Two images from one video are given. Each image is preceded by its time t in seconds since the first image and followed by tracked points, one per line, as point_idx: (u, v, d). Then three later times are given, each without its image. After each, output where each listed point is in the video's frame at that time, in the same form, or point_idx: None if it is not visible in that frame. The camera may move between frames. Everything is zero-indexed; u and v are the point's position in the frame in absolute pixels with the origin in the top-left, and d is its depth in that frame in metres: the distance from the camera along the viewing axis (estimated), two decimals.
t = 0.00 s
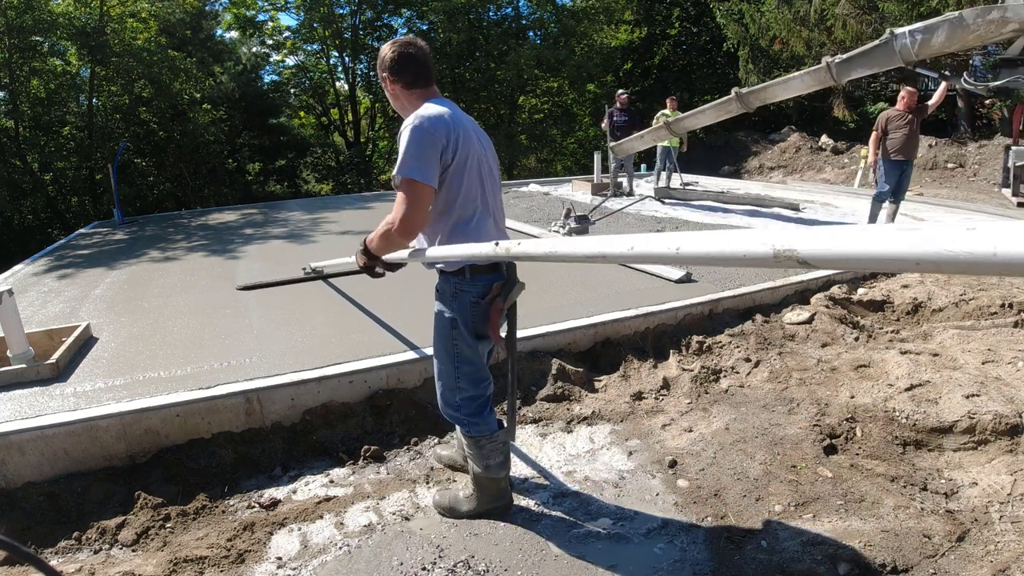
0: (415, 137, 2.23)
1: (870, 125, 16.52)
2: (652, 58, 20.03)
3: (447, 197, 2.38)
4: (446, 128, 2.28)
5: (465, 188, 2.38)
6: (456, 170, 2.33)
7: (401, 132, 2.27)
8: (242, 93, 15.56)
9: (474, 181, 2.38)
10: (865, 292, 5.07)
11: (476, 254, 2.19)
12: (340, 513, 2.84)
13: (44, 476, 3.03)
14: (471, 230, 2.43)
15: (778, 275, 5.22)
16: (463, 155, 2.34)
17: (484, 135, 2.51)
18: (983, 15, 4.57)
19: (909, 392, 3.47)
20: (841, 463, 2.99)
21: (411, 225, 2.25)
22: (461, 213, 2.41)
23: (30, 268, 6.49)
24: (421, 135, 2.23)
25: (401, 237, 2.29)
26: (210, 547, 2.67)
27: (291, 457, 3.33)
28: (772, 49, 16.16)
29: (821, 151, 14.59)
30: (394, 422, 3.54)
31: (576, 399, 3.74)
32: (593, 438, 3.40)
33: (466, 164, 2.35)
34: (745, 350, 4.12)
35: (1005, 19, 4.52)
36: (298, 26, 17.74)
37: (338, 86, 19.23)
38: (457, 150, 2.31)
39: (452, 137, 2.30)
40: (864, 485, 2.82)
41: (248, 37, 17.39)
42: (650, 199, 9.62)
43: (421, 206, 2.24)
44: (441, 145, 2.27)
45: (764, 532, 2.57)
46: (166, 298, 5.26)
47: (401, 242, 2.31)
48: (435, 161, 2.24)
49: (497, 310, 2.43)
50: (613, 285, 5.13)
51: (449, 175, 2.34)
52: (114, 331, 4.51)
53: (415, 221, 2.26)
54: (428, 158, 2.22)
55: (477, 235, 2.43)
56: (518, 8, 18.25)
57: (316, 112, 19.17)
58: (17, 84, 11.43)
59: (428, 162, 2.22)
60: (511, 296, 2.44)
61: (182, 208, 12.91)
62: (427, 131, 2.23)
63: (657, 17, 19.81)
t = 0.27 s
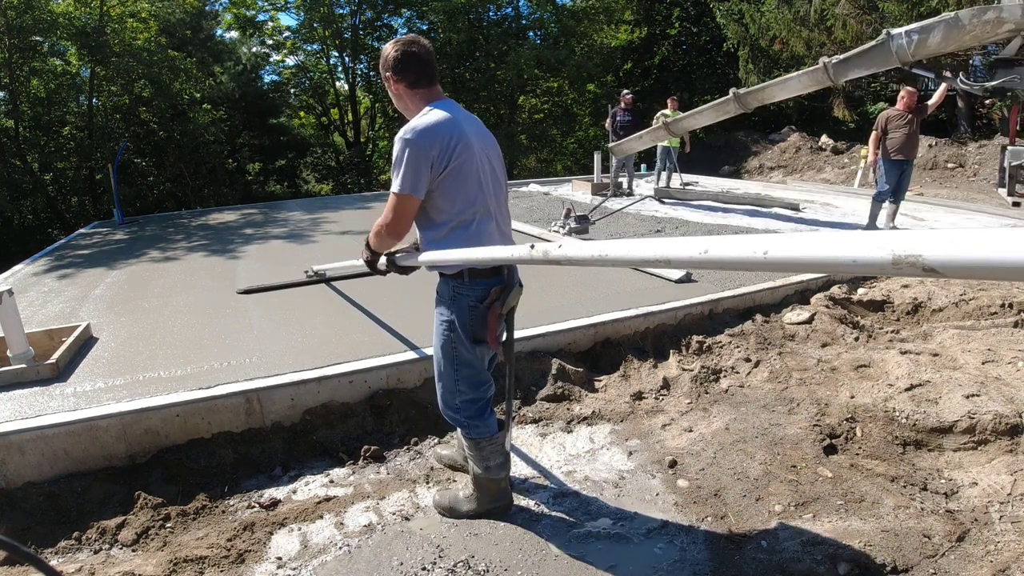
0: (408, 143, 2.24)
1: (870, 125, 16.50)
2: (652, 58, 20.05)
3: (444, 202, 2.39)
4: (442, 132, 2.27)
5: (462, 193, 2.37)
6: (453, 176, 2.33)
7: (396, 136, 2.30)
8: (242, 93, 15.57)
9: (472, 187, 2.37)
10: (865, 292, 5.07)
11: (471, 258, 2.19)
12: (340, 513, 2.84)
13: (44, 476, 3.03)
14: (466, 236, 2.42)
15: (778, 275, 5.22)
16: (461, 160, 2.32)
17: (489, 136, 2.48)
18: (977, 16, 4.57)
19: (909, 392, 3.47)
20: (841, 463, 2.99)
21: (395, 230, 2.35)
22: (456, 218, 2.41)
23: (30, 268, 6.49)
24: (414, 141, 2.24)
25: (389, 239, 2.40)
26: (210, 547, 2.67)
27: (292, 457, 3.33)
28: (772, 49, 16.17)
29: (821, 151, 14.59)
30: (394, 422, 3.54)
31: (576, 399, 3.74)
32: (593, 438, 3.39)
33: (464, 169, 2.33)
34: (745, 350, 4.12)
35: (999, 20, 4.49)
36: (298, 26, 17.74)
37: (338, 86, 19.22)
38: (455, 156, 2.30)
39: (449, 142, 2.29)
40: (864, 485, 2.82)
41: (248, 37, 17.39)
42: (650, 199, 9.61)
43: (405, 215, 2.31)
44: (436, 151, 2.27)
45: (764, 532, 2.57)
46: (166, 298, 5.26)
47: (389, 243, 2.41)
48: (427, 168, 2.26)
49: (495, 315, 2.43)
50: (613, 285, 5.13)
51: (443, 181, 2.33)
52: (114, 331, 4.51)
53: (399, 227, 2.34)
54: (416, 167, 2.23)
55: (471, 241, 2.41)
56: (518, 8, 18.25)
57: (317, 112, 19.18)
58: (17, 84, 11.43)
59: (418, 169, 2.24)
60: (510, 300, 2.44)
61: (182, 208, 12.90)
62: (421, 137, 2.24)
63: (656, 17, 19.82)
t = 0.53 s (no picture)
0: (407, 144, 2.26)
1: (870, 125, 16.48)
2: (652, 58, 20.05)
3: (444, 203, 2.39)
4: (441, 133, 2.27)
5: (461, 194, 2.37)
6: (451, 177, 2.33)
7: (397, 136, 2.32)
8: (242, 93, 15.57)
9: (471, 188, 2.36)
10: (865, 292, 5.07)
11: (472, 259, 2.20)
12: (340, 513, 2.84)
13: (44, 476, 3.03)
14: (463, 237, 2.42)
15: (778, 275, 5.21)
16: (460, 160, 2.32)
17: (493, 136, 2.46)
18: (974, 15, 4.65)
19: (909, 392, 3.47)
20: (841, 463, 2.99)
21: (400, 231, 2.39)
22: (455, 219, 2.41)
23: (30, 268, 6.49)
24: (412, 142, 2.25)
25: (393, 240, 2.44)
26: (210, 547, 2.67)
27: (291, 458, 3.33)
28: (771, 49, 16.18)
29: (821, 151, 14.58)
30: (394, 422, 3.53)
31: (576, 399, 3.73)
32: (593, 437, 3.39)
33: (463, 170, 2.33)
34: (745, 350, 4.12)
35: (996, 20, 4.58)
36: (298, 26, 17.74)
37: (338, 86, 19.22)
38: (453, 157, 2.30)
39: (448, 143, 2.29)
40: (864, 485, 2.82)
41: (248, 37, 17.38)
42: (650, 199, 9.61)
43: (406, 215, 2.34)
44: (434, 152, 2.28)
45: (764, 532, 2.57)
46: (166, 298, 5.26)
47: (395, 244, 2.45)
48: (425, 170, 2.27)
49: (492, 317, 2.42)
50: (613, 285, 5.13)
51: (441, 181, 2.34)
52: (114, 331, 4.50)
53: (402, 227, 2.38)
54: (413, 169, 2.25)
55: (469, 243, 2.42)
56: (518, 8, 18.25)
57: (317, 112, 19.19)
58: (17, 84, 11.43)
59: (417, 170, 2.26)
60: (507, 302, 2.43)
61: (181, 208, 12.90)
62: (419, 138, 2.25)
63: (657, 17, 19.82)
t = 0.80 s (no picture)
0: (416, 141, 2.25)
1: (870, 125, 16.47)
2: (652, 58, 20.06)
3: (450, 202, 2.39)
4: (448, 130, 2.27)
5: (468, 191, 2.36)
6: (458, 175, 2.32)
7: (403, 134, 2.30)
8: (242, 93, 15.58)
9: (478, 186, 2.36)
10: (865, 292, 5.07)
11: (482, 263, 2.20)
12: (340, 513, 2.84)
13: (44, 476, 3.03)
14: (471, 235, 2.42)
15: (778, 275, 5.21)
16: (467, 158, 2.32)
17: (494, 135, 2.47)
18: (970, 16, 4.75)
19: (909, 392, 3.47)
20: (841, 463, 2.99)
21: (416, 233, 2.34)
22: (461, 218, 2.41)
23: (30, 268, 6.49)
24: (421, 140, 2.24)
25: (407, 244, 2.39)
26: (210, 547, 2.67)
27: (291, 458, 3.33)
28: (772, 49, 16.18)
29: (821, 151, 14.57)
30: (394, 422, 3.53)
31: (576, 399, 3.73)
32: (593, 437, 3.39)
33: (469, 168, 2.33)
34: (745, 350, 4.12)
35: (992, 20, 4.70)
36: (298, 26, 17.74)
37: (338, 86, 19.22)
38: (460, 154, 2.30)
39: (454, 140, 2.29)
40: (864, 485, 2.82)
41: (248, 37, 17.38)
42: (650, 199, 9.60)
43: (421, 214, 2.31)
44: (442, 149, 2.27)
45: (764, 532, 2.57)
46: (166, 298, 5.26)
47: (409, 248, 2.40)
48: (435, 166, 2.26)
49: (498, 317, 2.42)
50: (613, 285, 5.13)
51: (449, 179, 2.33)
52: (114, 331, 4.50)
53: (418, 228, 2.33)
54: (424, 165, 2.24)
55: (477, 242, 2.41)
56: (518, 8, 18.24)
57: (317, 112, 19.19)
58: (17, 84, 11.43)
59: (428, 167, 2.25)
60: (513, 301, 2.42)
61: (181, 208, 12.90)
62: (428, 135, 2.24)
63: (657, 17, 19.82)
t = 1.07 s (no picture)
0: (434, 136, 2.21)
1: (870, 125, 16.45)
2: (652, 58, 20.07)
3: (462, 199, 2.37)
4: (461, 127, 2.27)
5: (479, 188, 2.37)
6: (470, 172, 2.32)
7: (415, 131, 2.25)
8: (242, 93, 15.58)
9: (488, 183, 2.38)
10: (865, 292, 5.07)
11: (486, 264, 2.20)
12: (340, 513, 2.84)
13: (44, 476, 3.03)
14: (479, 234, 2.43)
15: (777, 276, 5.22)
16: (479, 155, 2.33)
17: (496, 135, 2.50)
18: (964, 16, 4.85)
19: (909, 392, 3.47)
20: (841, 463, 2.99)
21: (439, 231, 2.26)
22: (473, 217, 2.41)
23: (30, 268, 6.49)
24: (438, 135, 2.21)
25: (428, 242, 2.29)
26: (210, 547, 2.67)
27: (291, 458, 3.33)
28: (772, 49, 16.18)
29: (821, 151, 14.57)
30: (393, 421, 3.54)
31: (576, 399, 3.73)
32: (593, 437, 3.39)
33: (481, 165, 2.34)
34: (745, 350, 4.12)
35: (988, 20, 4.73)
36: (298, 26, 17.73)
37: (338, 86, 19.21)
38: (473, 151, 2.30)
39: (468, 136, 2.29)
40: (864, 485, 2.82)
41: (248, 37, 17.37)
42: (650, 199, 9.60)
43: (443, 209, 2.23)
44: (457, 145, 2.26)
45: (764, 532, 2.57)
46: (166, 298, 5.26)
47: (430, 247, 2.31)
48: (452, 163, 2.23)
49: (504, 317, 2.43)
50: (613, 285, 5.13)
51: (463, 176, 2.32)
52: (113, 331, 4.50)
53: (440, 224, 2.25)
54: (444, 160, 2.20)
55: (487, 242, 2.43)
56: (518, 8, 18.23)
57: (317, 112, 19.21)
58: (17, 84, 11.43)
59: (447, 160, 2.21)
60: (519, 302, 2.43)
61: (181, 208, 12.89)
62: (445, 130, 2.22)
63: (657, 17, 19.82)
